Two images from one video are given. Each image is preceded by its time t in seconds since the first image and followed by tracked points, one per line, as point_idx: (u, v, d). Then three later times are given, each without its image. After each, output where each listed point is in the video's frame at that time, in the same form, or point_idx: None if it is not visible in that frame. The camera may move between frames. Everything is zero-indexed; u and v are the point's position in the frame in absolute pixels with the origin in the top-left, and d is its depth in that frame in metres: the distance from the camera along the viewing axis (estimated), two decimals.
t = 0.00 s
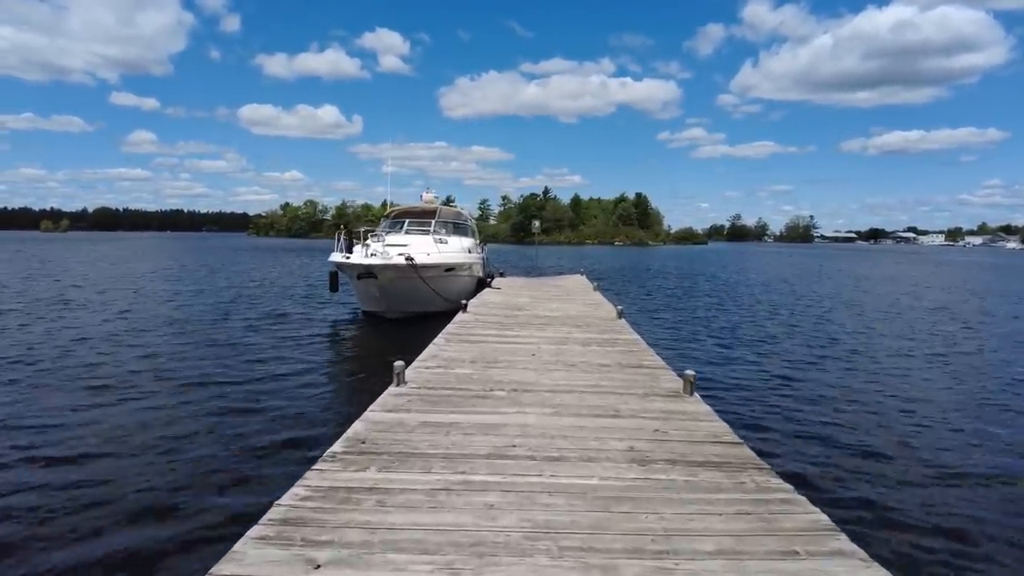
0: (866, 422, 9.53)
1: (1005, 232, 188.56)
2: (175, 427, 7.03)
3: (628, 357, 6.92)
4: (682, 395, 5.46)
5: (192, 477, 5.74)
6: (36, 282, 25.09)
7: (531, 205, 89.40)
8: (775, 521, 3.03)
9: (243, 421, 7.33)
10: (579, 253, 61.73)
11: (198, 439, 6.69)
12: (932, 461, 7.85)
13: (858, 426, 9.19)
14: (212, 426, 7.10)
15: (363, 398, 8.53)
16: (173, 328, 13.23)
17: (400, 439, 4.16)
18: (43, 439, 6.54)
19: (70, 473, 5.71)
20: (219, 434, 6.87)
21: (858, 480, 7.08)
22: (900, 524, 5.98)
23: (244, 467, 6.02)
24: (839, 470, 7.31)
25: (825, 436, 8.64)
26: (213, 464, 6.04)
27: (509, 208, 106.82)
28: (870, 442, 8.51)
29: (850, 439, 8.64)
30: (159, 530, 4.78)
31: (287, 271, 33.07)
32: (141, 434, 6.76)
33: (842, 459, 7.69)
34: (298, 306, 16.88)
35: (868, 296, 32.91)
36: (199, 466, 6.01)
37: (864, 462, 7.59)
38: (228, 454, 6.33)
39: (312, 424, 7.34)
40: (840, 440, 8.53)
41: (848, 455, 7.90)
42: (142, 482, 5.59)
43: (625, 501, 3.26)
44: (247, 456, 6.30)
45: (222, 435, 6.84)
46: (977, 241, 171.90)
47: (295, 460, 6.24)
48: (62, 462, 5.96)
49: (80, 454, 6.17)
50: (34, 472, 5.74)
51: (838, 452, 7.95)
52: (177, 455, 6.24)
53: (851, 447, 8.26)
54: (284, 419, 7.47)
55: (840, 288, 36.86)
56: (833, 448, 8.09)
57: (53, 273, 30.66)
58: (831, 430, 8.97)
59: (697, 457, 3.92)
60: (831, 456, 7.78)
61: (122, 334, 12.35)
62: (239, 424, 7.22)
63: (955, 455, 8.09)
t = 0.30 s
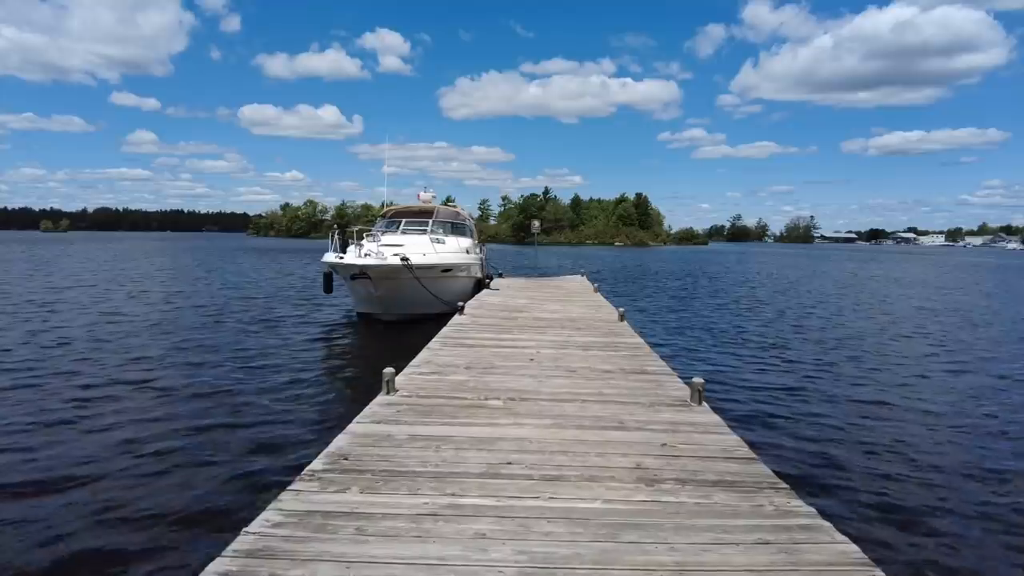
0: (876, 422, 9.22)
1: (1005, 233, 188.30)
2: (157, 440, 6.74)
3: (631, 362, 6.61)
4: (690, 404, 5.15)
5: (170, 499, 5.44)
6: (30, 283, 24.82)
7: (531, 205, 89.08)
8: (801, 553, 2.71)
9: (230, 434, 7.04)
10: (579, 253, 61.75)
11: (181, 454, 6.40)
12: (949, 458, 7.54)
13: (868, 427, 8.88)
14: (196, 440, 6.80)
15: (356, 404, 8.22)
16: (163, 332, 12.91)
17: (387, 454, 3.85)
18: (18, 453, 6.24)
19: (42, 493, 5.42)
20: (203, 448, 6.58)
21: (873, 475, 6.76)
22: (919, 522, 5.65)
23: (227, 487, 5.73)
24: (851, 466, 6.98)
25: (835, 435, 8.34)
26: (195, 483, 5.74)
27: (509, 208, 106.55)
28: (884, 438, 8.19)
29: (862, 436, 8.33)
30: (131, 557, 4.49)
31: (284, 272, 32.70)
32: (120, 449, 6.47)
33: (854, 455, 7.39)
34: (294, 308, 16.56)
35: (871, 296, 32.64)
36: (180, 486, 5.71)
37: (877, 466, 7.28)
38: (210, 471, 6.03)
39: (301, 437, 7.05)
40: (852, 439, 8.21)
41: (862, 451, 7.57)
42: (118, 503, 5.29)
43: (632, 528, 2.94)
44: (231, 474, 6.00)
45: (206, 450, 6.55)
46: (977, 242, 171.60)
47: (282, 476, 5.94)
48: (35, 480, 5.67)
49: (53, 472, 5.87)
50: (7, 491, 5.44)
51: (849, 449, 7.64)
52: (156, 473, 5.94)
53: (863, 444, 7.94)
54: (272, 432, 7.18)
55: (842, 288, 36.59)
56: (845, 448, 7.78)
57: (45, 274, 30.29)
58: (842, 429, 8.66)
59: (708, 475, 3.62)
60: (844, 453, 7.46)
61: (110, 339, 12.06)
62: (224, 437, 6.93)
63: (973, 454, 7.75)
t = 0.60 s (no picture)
0: (889, 424, 8.85)
1: (1004, 233, 188.28)
2: (135, 442, 6.36)
3: (634, 374, 6.24)
4: (700, 421, 4.78)
5: (145, 507, 5.06)
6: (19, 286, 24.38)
7: (530, 205, 88.83)
8: None
9: (214, 437, 6.67)
10: (579, 254, 62.99)
11: (160, 458, 6.01)
12: (968, 466, 7.20)
13: (881, 429, 8.52)
14: (177, 443, 6.43)
15: (345, 413, 7.84)
16: (150, 335, 12.50)
17: (369, 485, 3.50)
18: None
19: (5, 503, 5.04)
20: (183, 451, 6.20)
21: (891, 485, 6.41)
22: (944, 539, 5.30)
23: (206, 493, 5.34)
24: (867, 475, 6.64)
25: (847, 441, 7.99)
26: (172, 489, 5.37)
27: (508, 208, 106.31)
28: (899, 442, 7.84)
29: (876, 441, 7.97)
30: None
31: (279, 273, 32.38)
32: (95, 453, 6.09)
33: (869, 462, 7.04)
34: (286, 311, 16.15)
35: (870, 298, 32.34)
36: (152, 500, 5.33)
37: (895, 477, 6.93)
38: (190, 475, 5.66)
39: (288, 439, 6.66)
40: (866, 444, 7.84)
41: (877, 459, 7.23)
42: (88, 515, 4.92)
43: None
44: (211, 479, 5.62)
45: (187, 453, 6.17)
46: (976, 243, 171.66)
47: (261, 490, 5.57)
48: None
49: (21, 478, 5.49)
50: None
51: (863, 455, 7.29)
52: (132, 480, 5.57)
53: (877, 450, 7.58)
54: (258, 434, 6.81)
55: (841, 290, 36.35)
56: (858, 455, 7.43)
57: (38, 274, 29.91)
58: (854, 432, 8.30)
59: (724, 509, 3.27)
60: (859, 460, 7.11)
61: (94, 342, 11.65)
62: (207, 439, 6.55)
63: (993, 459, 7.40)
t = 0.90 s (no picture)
0: (902, 424, 8.55)
1: (1000, 233, 188.48)
2: (114, 453, 6.03)
3: (639, 379, 5.90)
4: (712, 432, 4.46)
5: (120, 526, 4.73)
6: (7, 285, 23.94)
7: (528, 204, 88.55)
8: None
9: (197, 447, 6.33)
10: (578, 253, 61.59)
11: (139, 471, 5.67)
12: (986, 470, 6.91)
13: (894, 431, 8.21)
14: (158, 454, 6.09)
15: (336, 419, 7.52)
16: (137, 337, 12.16)
17: (355, 508, 3.17)
18: None
19: None
20: (165, 463, 5.87)
21: (911, 491, 6.09)
22: (972, 552, 5.00)
23: (187, 509, 5.02)
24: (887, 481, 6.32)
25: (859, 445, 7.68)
26: (151, 505, 5.04)
27: (505, 207, 105.94)
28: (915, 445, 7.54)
29: (889, 444, 7.67)
30: None
31: (274, 273, 32.03)
32: (70, 466, 5.77)
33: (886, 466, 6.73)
34: (279, 313, 15.82)
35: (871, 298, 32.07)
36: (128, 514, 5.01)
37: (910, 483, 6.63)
38: (171, 490, 5.33)
39: (276, 451, 6.33)
40: (880, 446, 7.54)
41: (893, 463, 6.92)
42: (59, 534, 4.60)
43: None
44: (193, 495, 5.29)
45: (168, 466, 5.83)
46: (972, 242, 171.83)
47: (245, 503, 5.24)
48: None
49: None
50: None
51: (879, 458, 6.98)
52: (108, 494, 5.25)
53: (892, 454, 7.28)
54: (244, 444, 6.47)
55: (840, 290, 36.12)
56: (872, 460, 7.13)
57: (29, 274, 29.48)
58: (866, 434, 8.00)
59: (747, 536, 2.95)
60: (875, 465, 6.80)
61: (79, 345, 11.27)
62: (191, 450, 6.22)
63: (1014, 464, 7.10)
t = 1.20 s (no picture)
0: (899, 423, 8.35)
1: (980, 232, 191.06)
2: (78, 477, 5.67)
3: (634, 388, 5.61)
4: (714, 447, 4.18)
5: (79, 562, 4.37)
6: None
7: (514, 202, 88.22)
8: None
9: (167, 470, 5.96)
10: (563, 253, 60.92)
11: (103, 496, 5.32)
12: (988, 473, 6.70)
13: (892, 433, 8.01)
14: (126, 475, 5.74)
15: (315, 430, 7.17)
16: (110, 343, 11.71)
17: (327, 541, 2.84)
18: None
19: None
20: (133, 487, 5.53)
21: (916, 499, 5.88)
22: (987, 562, 4.76)
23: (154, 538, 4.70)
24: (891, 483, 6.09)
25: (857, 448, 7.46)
26: (116, 536, 4.70)
27: (492, 206, 105.56)
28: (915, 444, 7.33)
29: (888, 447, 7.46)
30: None
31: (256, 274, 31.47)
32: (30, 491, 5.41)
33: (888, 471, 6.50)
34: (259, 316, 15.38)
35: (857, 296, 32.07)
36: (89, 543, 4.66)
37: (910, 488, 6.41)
38: (137, 518, 4.99)
39: (251, 472, 5.97)
40: (879, 449, 7.32)
41: (894, 467, 6.70)
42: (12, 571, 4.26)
43: None
44: (161, 521, 4.95)
45: (135, 489, 5.47)
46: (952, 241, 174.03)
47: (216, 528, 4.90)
48: None
49: None
50: None
51: (881, 462, 6.75)
52: (69, 523, 4.90)
53: (891, 457, 7.06)
54: (217, 463, 6.11)
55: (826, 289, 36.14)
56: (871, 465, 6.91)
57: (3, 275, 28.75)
58: (864, 436, 7.78)
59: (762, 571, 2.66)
60: (876, 470, 6.58)
61: (47, 351, 10.81)
62: (160, 471, 5.85)
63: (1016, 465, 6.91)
